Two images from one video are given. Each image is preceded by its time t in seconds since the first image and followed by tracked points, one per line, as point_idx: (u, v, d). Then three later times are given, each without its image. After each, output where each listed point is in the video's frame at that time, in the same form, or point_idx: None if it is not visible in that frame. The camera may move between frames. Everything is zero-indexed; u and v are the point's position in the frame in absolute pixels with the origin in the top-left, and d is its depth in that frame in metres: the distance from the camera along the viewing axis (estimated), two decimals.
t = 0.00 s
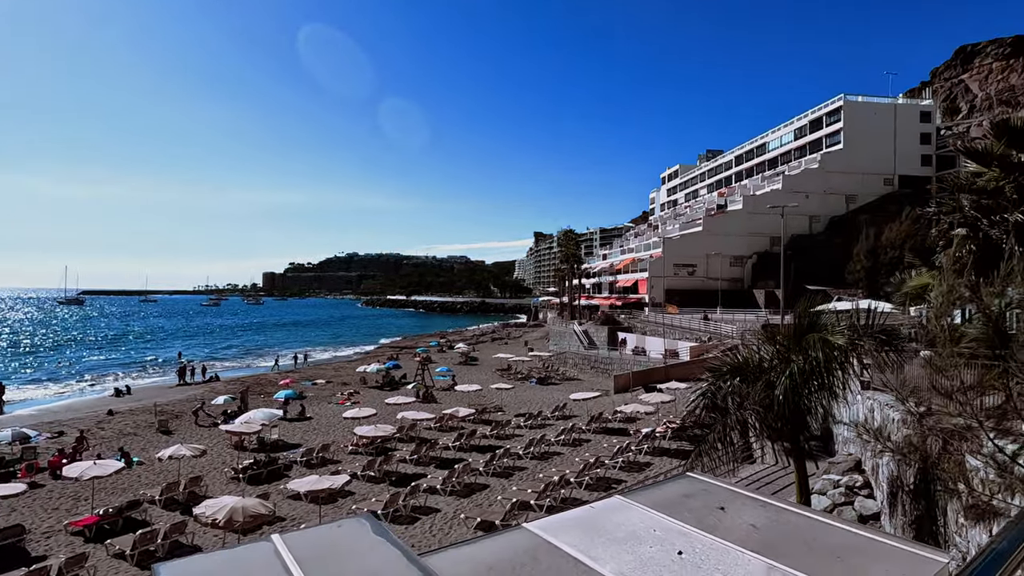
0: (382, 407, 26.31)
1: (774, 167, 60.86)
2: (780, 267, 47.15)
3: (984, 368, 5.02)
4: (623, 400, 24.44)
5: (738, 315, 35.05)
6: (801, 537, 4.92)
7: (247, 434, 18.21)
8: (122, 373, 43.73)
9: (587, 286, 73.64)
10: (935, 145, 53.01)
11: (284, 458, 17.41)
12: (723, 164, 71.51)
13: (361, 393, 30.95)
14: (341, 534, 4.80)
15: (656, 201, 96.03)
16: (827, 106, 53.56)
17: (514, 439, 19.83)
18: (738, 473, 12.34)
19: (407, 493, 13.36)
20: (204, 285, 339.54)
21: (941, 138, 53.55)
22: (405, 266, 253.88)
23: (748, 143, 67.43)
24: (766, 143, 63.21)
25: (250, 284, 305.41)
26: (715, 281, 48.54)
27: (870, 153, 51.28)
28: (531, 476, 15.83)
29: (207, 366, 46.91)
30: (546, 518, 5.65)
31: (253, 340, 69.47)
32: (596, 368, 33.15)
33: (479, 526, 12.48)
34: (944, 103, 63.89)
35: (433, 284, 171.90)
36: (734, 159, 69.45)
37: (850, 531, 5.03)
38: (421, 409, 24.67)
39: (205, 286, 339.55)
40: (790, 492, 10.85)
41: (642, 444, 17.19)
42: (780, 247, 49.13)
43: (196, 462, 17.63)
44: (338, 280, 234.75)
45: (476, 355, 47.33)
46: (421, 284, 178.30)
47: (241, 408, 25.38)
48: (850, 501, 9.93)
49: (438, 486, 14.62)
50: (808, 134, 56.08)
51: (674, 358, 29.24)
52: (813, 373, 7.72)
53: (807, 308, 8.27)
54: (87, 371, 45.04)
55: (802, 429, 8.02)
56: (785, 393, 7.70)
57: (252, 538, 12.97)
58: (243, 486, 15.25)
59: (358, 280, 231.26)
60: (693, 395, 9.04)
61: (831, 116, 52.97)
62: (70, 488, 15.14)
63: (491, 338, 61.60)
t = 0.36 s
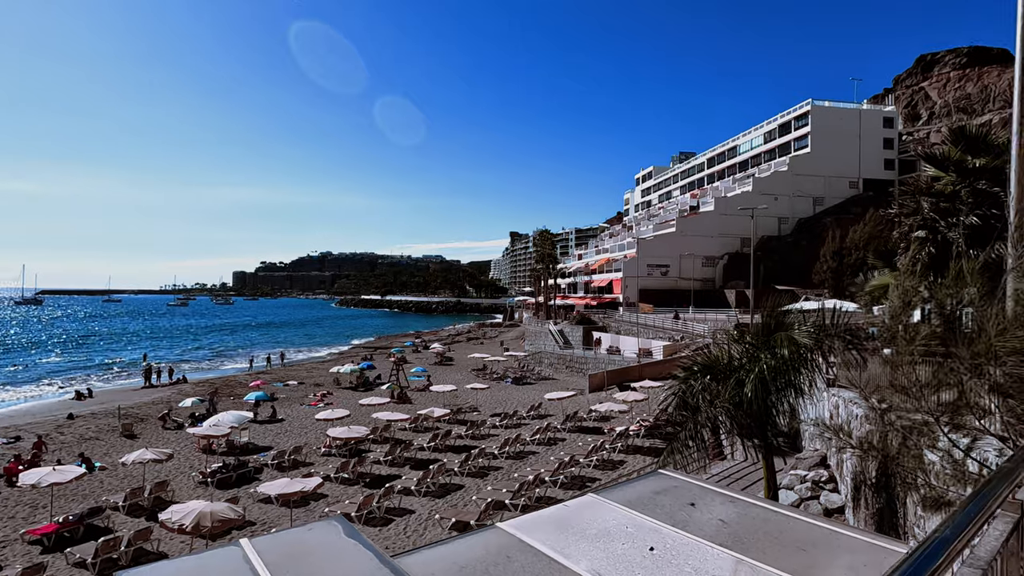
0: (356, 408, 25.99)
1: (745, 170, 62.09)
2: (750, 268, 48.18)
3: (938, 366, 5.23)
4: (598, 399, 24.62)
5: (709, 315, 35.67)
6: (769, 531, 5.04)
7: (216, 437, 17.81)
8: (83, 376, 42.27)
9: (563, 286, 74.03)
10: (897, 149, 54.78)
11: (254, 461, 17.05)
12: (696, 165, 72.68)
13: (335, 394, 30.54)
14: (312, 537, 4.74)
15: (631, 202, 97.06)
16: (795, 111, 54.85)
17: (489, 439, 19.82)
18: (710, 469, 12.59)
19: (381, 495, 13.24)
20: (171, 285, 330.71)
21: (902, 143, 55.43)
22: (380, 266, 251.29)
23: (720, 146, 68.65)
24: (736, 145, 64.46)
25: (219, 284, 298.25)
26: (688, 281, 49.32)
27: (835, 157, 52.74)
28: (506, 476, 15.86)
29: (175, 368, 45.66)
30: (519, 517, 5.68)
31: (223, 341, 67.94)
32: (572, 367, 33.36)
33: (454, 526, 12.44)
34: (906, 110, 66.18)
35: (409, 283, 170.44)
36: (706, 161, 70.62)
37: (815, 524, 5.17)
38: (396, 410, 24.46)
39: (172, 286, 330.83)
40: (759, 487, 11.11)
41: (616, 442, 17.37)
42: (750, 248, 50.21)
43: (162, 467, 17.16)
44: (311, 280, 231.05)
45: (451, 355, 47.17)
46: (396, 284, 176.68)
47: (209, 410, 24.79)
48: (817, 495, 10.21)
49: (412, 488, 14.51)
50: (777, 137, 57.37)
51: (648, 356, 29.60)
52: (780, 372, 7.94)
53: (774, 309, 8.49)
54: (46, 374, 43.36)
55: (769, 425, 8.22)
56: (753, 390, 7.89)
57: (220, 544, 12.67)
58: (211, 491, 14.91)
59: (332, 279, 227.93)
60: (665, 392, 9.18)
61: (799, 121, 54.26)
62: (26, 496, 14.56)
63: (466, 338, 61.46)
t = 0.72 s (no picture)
0: (342, 410, 25.83)
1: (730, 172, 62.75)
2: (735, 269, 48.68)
3: (913, 365, 5.36)
4: (585, 400, 24.73)
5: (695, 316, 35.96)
6: (751, 530, 5.10)
7: (199, 440, 17.59)
8: (62, 378, 41.43)
9: (550, 287, 74.21)
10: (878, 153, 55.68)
11: (238, 464, 16.87)
12: (682, 167, 73.28)
13: (321, 395, 30.31)
14: (295, 540, 4.71)
15: (618, 204, 97.57)
16: (779, 114, 55.53)
17: (476, 440, 19.80)
18: (695, 469, 12.68)
19: (367, 497, 13.17)
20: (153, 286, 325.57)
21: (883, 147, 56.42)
22: (367, 266, 249.77)
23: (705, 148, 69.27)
24: (722, 148, 65.12)
25: (202, 285, 294.13)
26: (674, 282, 49.71)
27: (818, 160, 53.49)
28: (492, 477, 15.86)
29: (157, 370, 44.98)
30: (504, 518, 5.68)
31: (207, 343, 67.00)
32: (559, 368, 33.45)
33: (440, 528, 12.42)
34: (887, 114, 67.30)
35: (396, 284, 169.42)
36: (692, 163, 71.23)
37: (796, 523, 5.25)
38: (382, 412, 24.36)
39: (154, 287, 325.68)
40: (743, 486, 11.23)
41: (603, 443, 17.46)
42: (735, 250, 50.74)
43: (143, 470, 16.90)
44: (296, 280, 228.91)
45: (438, 356, 47.08)
46: (383, 284, 175.63)
47: (192, 412, 24.48)
48: (799, 494, 10.35)
49: (399, 489, 14.44)
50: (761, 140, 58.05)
51: (634, 357, 29.79)
52: (762, 372, 8.03)
53: (757, 310, 8.57)
54: (24, 377, 42.45)
55: (752, 425, 8.31)
56: (735, 390, 7.98)
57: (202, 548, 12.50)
58: (193, 494, 14.70)
59: (317, 280, 225.98)
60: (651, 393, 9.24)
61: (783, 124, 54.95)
62: (3, 501, 14.25)
63: (454, 339, 61.38)
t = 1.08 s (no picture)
0: (328, 411, 25.65)
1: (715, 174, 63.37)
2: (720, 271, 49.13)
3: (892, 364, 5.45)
4: (572, 400, 24.83)
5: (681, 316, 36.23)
6: (733, 528, 5.15)
7: (181, 443, 17.34)
8: (41, 381, 40.58)
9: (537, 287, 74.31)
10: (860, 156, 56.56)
11: (222, 466, 16.66)
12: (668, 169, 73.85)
13: (306, 397, 30.05)
14: (280, 543, 4.66)
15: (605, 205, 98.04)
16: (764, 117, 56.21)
17: (463, 441, 19.78)
18: (680, 469, 12.79)
19: (353, 499, 13.10)
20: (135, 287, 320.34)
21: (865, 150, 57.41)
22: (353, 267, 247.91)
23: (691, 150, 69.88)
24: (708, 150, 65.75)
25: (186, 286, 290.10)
26: (660, 283, 50.08)
27: (802, 162, 54.20)
28: (479, 478, 15.85)
29: (139, 371, 44.26)
30: (491, 519, 5.67)
31: (190, 344, 66.04)
32: (546, 369, 33.52)
33: (426, 529, 12.38)
34: (869, 118, 68.42)
35: (382, 285, 168.16)
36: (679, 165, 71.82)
37: (778, 520, 5.32)
38: (369, 413, 24.22)
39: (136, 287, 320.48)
40: (728, 485, 11.37)
41: (589, 443, 17.53)
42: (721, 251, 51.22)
43: (124, 474, 16.62)
44: (282, 281, 226.71)
45: (426, 357, 46.90)
46: (370, 285, 174.61)
47: (175, 414, 24.14)
48: (782, 493, 10.49)
49: (385, 491, 14.36)
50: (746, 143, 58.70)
51: (621, 358, 29.96)
52: (745, 372, 8.12)
53: (741, 310, 8.66)
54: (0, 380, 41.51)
55: (736, 424, 8.39)
56: (719, 390, 8.05)
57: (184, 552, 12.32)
58: (176, 498, 14.50)
59: (303, 281, 223.76)
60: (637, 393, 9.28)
61: (767, 127, 55.62)
62: None
63: (441, 340, 61.27)
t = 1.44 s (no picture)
0: (308, 412, 25.35)
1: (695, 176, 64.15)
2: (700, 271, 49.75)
3: (862, 363, 5.58)
4: (554, 400, 24.92)
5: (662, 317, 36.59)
6: (712, 525, 5.22)
7: (156, 446, 16.99)
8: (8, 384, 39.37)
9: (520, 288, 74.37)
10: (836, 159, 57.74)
11: (198, 469, 16.36)
12: (649, 171, 74.51)
13: (286, 398, 29.68)
14: (258, 545, 4.60)
15: (587, 206, 98.60)
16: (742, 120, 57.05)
17: (445, 442, 19.71)
18: (660, 467, 12.93)
19: (333, 501, 12.98)
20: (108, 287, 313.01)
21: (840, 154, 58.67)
22: (334, 266, 245.35)
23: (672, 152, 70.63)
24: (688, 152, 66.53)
25: (161, 286, 284.19)
26: (641, 283, 50.56)
27: (779, 165, 55.15)
28: (461, 479, 15.82)
29: (113, 374, 43.23)
30: (471, 520, 5.66)
31: (166, 345, 64.72)
32: (528, 369, 33.60)
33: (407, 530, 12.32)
34: (844, 122, 69.93)
35: (364, 285, 166.70)
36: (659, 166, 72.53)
37: (755, 517, 5.41)
38: (349, 414, 24.02)
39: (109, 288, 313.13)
40: (708, 483, 11.52)
41: (571, 443, 17.61)
42: (700, 252, 51.85)
43: (96, 478, 16.22)
44: (261, 281, 223.67)
45: (407, 358, 46.64)
46: (351, 284, 173.07)
47: (150, 417, 23.64)
48: (759, 490, 10.66)
49: (366, 493, 14.24)
50: (725, 145, 59.53)
51: (602, 357, 30.17)
52: (724, 370, 8.24)
53: (719, 310, 8.78)
54: None
55: (715, 422, 8.50)
56: (698, 388, 8.16)
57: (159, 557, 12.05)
58: (150, 502, 14.19)
59: (283, 281, 220.80)
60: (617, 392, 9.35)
61: (745, 130, 56.48)
62: None
63: (423, 340, 61.00)
